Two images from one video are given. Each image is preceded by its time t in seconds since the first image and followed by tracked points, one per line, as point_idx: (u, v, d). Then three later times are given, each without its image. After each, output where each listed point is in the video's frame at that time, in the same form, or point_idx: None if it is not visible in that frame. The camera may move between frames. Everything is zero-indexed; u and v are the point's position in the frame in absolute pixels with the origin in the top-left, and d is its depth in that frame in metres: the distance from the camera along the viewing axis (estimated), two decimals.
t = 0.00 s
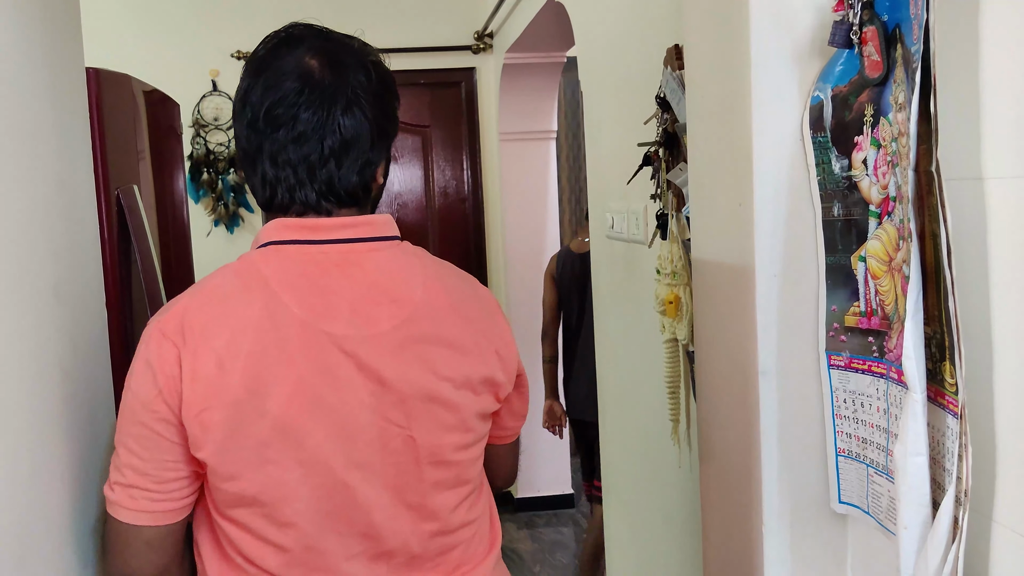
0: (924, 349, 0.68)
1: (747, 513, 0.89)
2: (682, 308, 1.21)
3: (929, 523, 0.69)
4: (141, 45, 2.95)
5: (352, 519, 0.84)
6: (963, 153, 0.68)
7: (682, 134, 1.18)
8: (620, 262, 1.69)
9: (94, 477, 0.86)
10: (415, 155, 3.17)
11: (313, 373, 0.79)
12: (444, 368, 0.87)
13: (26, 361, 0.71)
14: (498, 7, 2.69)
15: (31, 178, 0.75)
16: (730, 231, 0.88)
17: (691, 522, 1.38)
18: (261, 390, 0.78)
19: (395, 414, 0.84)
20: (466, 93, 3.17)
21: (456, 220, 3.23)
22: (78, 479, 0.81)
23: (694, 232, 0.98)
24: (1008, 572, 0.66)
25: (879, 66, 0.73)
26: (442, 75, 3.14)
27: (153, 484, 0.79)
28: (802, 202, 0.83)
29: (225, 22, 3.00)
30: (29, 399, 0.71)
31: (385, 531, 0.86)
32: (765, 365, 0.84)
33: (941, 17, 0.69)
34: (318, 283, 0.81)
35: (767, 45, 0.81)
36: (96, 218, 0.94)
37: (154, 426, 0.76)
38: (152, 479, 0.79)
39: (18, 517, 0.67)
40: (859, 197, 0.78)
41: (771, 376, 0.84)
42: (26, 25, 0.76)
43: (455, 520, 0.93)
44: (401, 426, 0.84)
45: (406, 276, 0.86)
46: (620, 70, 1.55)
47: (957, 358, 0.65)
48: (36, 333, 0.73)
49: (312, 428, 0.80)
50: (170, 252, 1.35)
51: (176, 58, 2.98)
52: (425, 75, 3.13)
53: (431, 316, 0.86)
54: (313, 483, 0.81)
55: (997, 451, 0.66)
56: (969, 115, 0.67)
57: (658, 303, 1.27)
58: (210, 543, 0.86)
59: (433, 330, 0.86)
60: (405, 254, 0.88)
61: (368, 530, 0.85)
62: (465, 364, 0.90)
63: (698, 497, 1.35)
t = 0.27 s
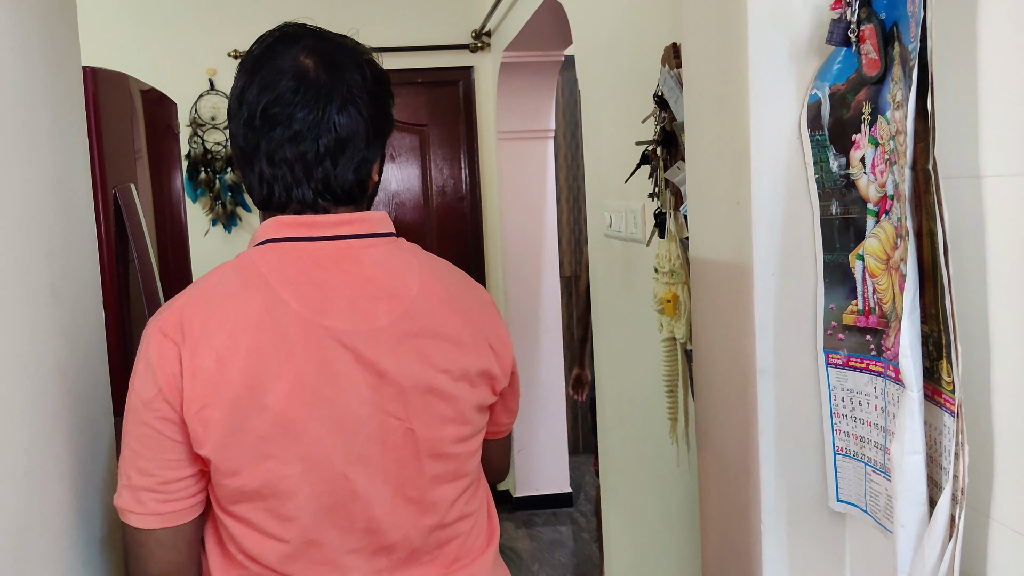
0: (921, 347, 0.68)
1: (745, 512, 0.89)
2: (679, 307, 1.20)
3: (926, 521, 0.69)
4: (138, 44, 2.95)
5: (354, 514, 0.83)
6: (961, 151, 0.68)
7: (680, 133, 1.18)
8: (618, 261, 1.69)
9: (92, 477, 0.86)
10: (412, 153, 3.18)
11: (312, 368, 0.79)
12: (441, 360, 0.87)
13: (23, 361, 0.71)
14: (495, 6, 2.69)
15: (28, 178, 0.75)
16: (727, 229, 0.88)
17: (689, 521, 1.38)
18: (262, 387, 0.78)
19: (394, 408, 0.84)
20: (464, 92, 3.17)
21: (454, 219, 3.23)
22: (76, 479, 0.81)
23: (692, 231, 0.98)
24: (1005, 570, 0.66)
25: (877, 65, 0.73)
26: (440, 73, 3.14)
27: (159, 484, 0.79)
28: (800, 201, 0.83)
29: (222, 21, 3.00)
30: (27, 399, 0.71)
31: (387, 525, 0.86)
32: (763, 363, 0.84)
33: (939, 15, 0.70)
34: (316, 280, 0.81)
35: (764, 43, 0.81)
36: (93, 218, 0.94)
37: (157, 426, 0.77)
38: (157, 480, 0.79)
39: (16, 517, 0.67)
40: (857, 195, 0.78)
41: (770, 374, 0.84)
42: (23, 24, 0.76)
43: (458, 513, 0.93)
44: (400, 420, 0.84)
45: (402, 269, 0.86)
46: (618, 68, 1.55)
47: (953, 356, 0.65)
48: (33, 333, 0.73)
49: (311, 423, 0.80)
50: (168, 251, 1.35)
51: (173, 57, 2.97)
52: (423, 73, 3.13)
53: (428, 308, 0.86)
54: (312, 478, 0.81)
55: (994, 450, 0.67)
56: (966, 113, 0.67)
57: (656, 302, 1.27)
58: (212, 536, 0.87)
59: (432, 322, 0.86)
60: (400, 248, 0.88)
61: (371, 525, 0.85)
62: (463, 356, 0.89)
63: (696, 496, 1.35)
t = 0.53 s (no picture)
0: (919, 347, 0.68)
1: (744, 512, 0.89)
2: (679, 307, 1.20)
3: (923, 521, 0.69)
4: (136, 44, 2.95)
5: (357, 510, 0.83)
6: (959, 151, 0.68)
7: (678, 133, 1.17)
8: (616, 260, 1.69)
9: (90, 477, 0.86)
10: (411, 153, 3.18)
11: (312, 365, 0.79)
12: (438, 355, 0.87)
13: (21, 362, 0.71)
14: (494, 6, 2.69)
15: (26, 178, 0.75)
16: (726, 229, 0.88)
17: (687, 520, 1.38)
18: (260, 386, 0.78)
19: (393, 403, 0.84)
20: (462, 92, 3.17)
21: (452, 219, 3.23)
22: (73, 479, 0.81)
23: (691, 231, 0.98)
24: (1004, 569, 0.66)
25: (876, 65, 0.73)
26: (439, 73, 3.14)
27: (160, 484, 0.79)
28: (798, 201, 0.83)
29: (220, 21, 2.99)
30: (24, 399, 0.71)
31: (389, 520, 0.86)
32: (762, 363, 0.84)
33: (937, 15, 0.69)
34: (312, 279, 0.81)
35: (762, 44, 0.81)
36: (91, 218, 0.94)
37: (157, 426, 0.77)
38: (158, 481, 0.79)
39: (14, 518, 0.67)
40: (855, 195, 0.78)
41: (768, 373, 0.84)
42: (20, 24, 0.76)
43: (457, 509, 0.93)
44: (399, 415, 0.84)
45: (396, 266, 0.86)
46: (616, 69, 1.55)
47: (951, 356, 0.65)
48: (31, 332, 0.73)
49: (310, 420, 0.80)
50: (166, 251, 1.34)
51: (171, 57, 2.97)
52: (421, 73, 3.13)
53: (423, 304, 0.86)
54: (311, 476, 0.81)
55: (993, 450, 0.67)
56: (965, 114, 0.67)
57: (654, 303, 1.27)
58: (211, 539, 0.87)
59: (428, 318, 0.87)
60: (392, 246, 0.89)
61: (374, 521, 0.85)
62: (460, 350, 0.89)
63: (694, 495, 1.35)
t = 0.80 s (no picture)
0: (913, 349, 0.68)
1: (740, 513, 0.89)
2: (676, 308, 1.21)
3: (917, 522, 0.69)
4: (133, 46, 2.95)
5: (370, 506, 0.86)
6: (954, 152, 0.68)
7: (675, 134, 1.18)
8: (614, 261, 1.69)
9: (87, 478, 0.86)
10: (409, 155, 3.19)
11: (315, 363, 0.81)
12: (435, 348, 0.91)
13: (18, 362, 0.70)
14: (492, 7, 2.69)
15: (22, 179, 0.75)
16: (723, 230, 0.88)
17: (684, 521, 1.38)
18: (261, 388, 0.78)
19: (398, 398, 0.86)
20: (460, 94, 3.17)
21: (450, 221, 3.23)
22: (70, 480, 0.81)
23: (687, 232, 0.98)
24: (1000, 568, 0.66)
25: (871, 66, 0.73)
26: (436, 74, 3.14)
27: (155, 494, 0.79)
28: (795, 202, 0.83)
29: (217, 22, 2.99)
30: (21, 399, 0.71)
31: (397, 513, 0.89)
32: (758, 365, 0.84)
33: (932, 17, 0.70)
34: (308, 279, 0.82)
35: (759, 45, 0.81)
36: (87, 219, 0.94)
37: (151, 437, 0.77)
38: (163, 477, 0.79)
39: (11, 518, 0.67)
40: (851, 196, 0.79)
41: (765, 376, 0.84)
42: (17, 25, 0.75)
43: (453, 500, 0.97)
44: (405, 410, 0.87)
45: (390, 263, 0.88)
46: (613, 70, 1.55)
47: (946, 358, 0.64)
48: (27, 333, 0.73)
49: (318, 418, 0.81)
50: (162, 253, 1.34)
51: (168, 59, 2.97)
52: (419, 75, 3.13)
53: (419, 300, 0.90)
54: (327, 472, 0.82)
55: (988, 450, 0.67)
56: (960, 115, 0.67)
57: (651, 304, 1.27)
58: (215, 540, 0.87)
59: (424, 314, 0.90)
60: (382, 243, 0.90)
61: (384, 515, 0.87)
62: (453, 344, 0.93)
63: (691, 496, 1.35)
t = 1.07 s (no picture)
0: (900, 349, 0.68)
1: (732, 511, 0.89)
2: (669, 307, 1.21)
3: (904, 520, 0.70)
4: (128, 45, 2.95)
5: (359, 504, 0.86)
6: (943, 150, 0.68)
7: (668, 133, 1.18)
8: (608, 261, 1.69)
9: (80, 477, 0.86)
10: (403, 155, 3.18)
11: (299, 357, 0.82)
12: (428, 345, 0.91)
13: (10, 361, 0.70)
14: (486, 6, 2.69)
15: (14, 178, 0.75)
16: (714, 230, 0.88)
17: (678, 519, 1.38)
18: (245, 378, 0.81)
19: (388, 390, 0.87)
20: (455, 94, 3.17)
21: (446, 220, 3.23)
22: (63, 479, 0.81)
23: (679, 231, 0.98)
24: (990, 566, 0.66)
25: (861, 65, 0.73)
26: (431, 74, 3.14)
27: (140, 498, 0.83)
28: (785, 201, 0.83)
29: (212, 22, 2.99)
30: (14, 398, 0.71)
31: (390, 509, 0.88)
32: (748, 364, 0.85)
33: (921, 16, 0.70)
34: (293, 276, 0.85)
35: (749, 45, 0.81)
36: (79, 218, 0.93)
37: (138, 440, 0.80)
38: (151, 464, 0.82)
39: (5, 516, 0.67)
40: (841, 195, 0.78)
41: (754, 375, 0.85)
42: (7, 24, 0.75)
43: (455, 502, 0.96)
44: (396, 405, 0.87)
45: (377, 262, 0.90)
46: (606, 69, 1.55)
47: (933, 358, 0.65)
48: (19, 332, 0.73)
49: (304, 414, 0.82)
50: (156, 253, 1.34)
51: (163, 58, 2.97)
52: (414, 74, 3.13)
53: (409, 296, 0.91)
54: (311, 463, 0.83)
55: (978, 448, 0.67)
56: (949, 114, 0.67)
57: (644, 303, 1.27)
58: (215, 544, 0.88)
59: (415, 309, 0.91)
60: (372, 247, 0.92)
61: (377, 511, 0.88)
62: (448, 340, 0.94)
63: (686, 495, 1.35)
